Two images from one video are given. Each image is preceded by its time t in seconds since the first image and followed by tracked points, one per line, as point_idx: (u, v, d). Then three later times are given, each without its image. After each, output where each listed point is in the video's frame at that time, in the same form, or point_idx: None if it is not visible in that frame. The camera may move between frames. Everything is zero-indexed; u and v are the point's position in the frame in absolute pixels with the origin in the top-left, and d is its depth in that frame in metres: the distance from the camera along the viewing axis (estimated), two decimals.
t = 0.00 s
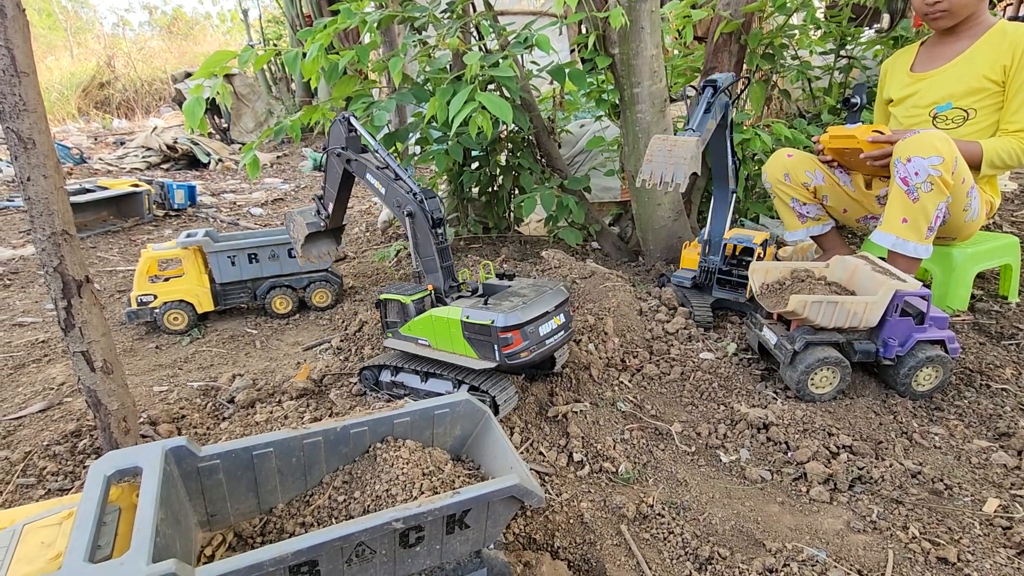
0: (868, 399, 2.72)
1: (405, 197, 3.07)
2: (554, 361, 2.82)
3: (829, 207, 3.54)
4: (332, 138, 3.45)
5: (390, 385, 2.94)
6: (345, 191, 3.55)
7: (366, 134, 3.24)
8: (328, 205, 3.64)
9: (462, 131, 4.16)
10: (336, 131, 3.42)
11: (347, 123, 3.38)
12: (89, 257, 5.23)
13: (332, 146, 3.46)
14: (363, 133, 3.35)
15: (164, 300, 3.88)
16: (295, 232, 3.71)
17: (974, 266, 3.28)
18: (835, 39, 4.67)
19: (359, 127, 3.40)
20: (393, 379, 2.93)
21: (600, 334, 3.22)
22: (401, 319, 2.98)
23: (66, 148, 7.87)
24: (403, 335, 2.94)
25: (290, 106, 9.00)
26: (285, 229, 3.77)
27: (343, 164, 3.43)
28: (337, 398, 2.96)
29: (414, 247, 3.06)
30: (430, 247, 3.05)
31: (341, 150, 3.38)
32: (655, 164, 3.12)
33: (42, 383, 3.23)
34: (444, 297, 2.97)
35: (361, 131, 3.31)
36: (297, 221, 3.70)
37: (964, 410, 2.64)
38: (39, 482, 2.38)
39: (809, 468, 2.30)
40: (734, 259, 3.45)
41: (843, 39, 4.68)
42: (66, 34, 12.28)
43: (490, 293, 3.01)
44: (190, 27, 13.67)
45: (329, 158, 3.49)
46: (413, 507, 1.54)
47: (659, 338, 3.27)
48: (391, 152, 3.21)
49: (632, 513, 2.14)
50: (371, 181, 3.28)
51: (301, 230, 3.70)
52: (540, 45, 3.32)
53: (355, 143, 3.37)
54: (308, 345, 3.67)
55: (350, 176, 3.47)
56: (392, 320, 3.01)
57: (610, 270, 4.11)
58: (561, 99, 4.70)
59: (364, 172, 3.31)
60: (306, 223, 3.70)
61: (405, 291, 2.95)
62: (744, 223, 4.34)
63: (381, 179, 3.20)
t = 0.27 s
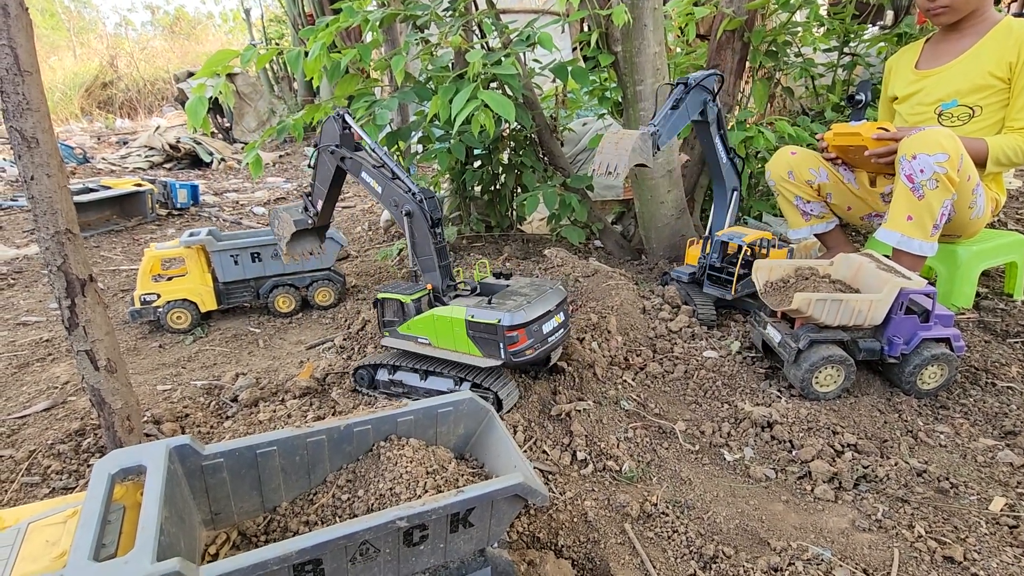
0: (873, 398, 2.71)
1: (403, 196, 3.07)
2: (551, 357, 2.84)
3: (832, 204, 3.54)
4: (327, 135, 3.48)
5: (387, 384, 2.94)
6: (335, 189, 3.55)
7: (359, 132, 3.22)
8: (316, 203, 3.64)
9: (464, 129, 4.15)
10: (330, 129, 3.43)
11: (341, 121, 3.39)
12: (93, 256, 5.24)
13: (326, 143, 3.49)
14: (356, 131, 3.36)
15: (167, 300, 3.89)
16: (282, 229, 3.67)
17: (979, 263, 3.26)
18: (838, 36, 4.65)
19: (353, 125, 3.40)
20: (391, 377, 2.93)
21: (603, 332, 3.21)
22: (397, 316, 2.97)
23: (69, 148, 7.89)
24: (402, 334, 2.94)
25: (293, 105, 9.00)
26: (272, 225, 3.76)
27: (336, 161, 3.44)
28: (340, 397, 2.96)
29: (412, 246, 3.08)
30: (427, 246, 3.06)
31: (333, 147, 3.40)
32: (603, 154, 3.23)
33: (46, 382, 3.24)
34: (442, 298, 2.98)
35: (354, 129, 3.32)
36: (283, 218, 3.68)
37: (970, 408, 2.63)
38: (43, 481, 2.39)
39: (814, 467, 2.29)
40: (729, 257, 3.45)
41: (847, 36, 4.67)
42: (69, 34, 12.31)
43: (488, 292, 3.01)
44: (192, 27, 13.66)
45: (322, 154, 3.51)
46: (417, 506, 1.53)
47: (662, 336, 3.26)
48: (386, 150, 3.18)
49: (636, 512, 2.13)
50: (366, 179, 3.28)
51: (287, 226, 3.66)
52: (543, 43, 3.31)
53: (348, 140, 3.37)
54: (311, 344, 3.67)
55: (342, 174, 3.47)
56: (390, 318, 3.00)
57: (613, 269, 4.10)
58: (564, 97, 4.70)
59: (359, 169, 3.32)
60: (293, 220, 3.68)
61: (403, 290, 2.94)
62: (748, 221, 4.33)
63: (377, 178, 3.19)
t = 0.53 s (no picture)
0: (877, 396, 2.70)
1: (403, 195, 3.09)
2: (551, 356, 2.83)
3: (835, 202, 3.53)
4: (321, 134, 3.46)
5: (389, 384, 2.94)
6: (329, 189, 3.56)
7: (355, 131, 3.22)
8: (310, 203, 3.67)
9: (467, 128, 4.14)
10: (324, 127, 3.42)
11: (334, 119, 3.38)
12: (96, 256, 5.25)
13: (319, 141, 3.48)
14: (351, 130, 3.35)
15: (171, 299, 3.89)
16: (276, 231, 3.71)
17: (984, 261, 3.25)
18: (842, 34, 4.64)
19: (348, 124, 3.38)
20: (394, 377, 2.93)
21: (606, 330, 3.21)
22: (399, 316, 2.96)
23: (72, 148, 7.90)
24: (404, 333, 2.94)
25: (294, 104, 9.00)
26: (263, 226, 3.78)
27: (332, 160, 3.45)
28: (343, 395, 2.96)
29: (412, 244, 3.08)
30: (428, 245, 3.07)
31: (326, 146, 3.41)
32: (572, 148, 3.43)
33: (50, 380, 3.25)
34: (444, 296, 2.96)
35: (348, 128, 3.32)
36: (275, 219, 3.72)
37: (975, 406, 2.62)
38: (48, 479, 2.39)
39: (819, 465, 2.29)
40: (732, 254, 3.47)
41: (851, 33, 4.65)
42: (72, 34, 12.33)
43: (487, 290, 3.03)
44: (194, 27, 13.66)
45: (316, 154, 3.50)
46: (421, 504, 1.53)
47: (666, 334, 3.25)
48: (384, 149, 3.17)
49: (640, 510, 2.13)
50: (363, 178, 3.28)
51: (281, 227, 3.70)
52: (546, 40, 3.30)
53: (343, 140, 3.37)
54: (313, 342, 3.67)
55: (337, 172, 3.49)
56: (391, 318, 2.98)
57: (616, 267, 4.09)
58: (566, 95, 4.69)
59: (356, 169, 3.33)
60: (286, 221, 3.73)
61: (405, 290, 2.93)
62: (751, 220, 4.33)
63: (375, 177, 3.19)
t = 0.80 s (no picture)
0: (880, 394, 2.70)
1: (403, 195, 3.06)
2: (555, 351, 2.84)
3: (837, 200, 3.53)
4: (313, 134, 3.43)
5: (395, 386, 2.94)
6: (321, 193, 3.56)
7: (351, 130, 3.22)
8: (301, 208, 3.68)
9: (468, 127, 4.14)
10: (317, 128, 3.39)
11: (328, 120, 3.36)
12: (98, 255, 5.25)
13: (312, 143, 3.46)
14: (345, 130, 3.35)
15: (173, 298, 3.89)
16: (265, 237, 3.75)
17: (987, 259, 3.25)
18: (843, 32, 4.63)
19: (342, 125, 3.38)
20: (399, 380, 2.93)
21: (608, 329, 3.21)
22: (402, 317, 2.93)
23: (74, 148, 7.91)
24: (409, 334, 2.92)
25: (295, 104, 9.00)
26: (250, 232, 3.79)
27: (326, 162, 3.43)
28: (345, 394, 2.96)
29: (413, 244, 3.05)
30: (430, 245, 3.06)
31: (322, 148, 3.37)
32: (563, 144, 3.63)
33: (53, 380, 3.25)
34: (448, 296, 2.99)
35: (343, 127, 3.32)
36: (263, 224, 3.72)
37: (978, 405, 2.62)
38: (51, 478, 2.39)
39: (822, 464, 2.28)
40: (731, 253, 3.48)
41: (852, 31, 4.64)
42: (73, 34, 12.33)
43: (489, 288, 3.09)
44: (195, 27, 13.65)
45: (308, 156, 3.48)
46: (424, 503, 1.53)
47: (668, 333, 3.25)
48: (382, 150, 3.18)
49: (642, 509, 2.12)
50: (360, 179, 3.26)
51: (271, 233, 3.72)
52: (547, 39, 3.30)
53: (338, 140, 3.36)
54: (315, 341, 3.67)
55: (331, 173, 3.47)
56: (393, 320, 2.95)
57: (618, 266, 4.09)
58: (567, 93, 4.68)
59: (351, 171, 3.31)
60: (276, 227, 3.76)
61: (409, 290, 2.92)
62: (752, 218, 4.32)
63: (373, 178, 3.18)
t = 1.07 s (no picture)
0: (880, 394, 2.69)
1: (403, 196, 3.11)
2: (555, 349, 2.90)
3: (838, 200, 3.52)
4: (303, 134, 3.43)
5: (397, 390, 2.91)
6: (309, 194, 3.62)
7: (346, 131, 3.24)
8: (286, 210, 3.73)
9: (468, 127, 4.14)
10: (308, 128, 3.40)
11: (320, 120, 3.38)
12: (98, 255, 5.26)
13: (301, 144, 3.46)
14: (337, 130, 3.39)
15: (173, 298, 3.89)
16: (244, 241, 3.84)
17: (988, 259, 3.24)
18: (844, 32, 4.63)
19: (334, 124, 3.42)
20: (402, 383, 2.91)
21: (608, 330, 3.21)
22: (403, 319, 2.92)
23: (74, 148, 7.91)
24: (411, 337, 2.90)
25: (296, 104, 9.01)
26: (226, 237, 3.88)
27: (317, 161, 3.45)
28: (345, 394, 2.96)
29: (412, 246, 3.08)
30: (428, 247, 3.10)
31: (313, 148, 3.39)
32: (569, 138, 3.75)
33: (53, 380, 3.25)
34: (448, 297, 2.96)
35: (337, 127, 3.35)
36: (241, 228, 3.81)
37: (979, 405, 2.61)
38: (51, 479, 2.39)
39: (822, 464, 2.28)
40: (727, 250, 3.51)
41: (853, 31, 4.64)
42: (74, 34, 12.33)
43: (489, 289, 3.10)
44: (196, 27, 13.66)
45: (296, 156, 3.49)
46: (424, 503, 1.53)
47: (668, 333, 3.24)
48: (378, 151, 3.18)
49: (642, 509, 2.12)
50: (355, 180, 3.27)
51: (250, 236, 3.83)
52: (547, 39, 3.29)
53: (329, 140, 3.38)
54: (316, 342, 3.67)
55: (320, 173, 3.51)
56: (394, 322, 2.93)
57: (618, 266, 4.09)
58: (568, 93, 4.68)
59: (345, 172, 3.32)
60: (256, 229, 3.83)
61: (412, 291, 2.90)
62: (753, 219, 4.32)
63: (370, 179, 3.18)
